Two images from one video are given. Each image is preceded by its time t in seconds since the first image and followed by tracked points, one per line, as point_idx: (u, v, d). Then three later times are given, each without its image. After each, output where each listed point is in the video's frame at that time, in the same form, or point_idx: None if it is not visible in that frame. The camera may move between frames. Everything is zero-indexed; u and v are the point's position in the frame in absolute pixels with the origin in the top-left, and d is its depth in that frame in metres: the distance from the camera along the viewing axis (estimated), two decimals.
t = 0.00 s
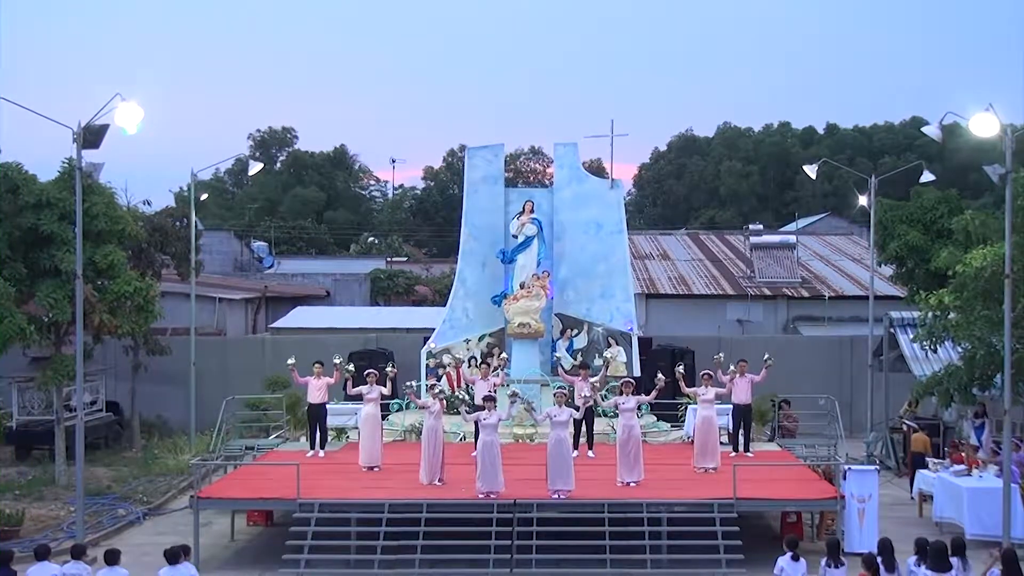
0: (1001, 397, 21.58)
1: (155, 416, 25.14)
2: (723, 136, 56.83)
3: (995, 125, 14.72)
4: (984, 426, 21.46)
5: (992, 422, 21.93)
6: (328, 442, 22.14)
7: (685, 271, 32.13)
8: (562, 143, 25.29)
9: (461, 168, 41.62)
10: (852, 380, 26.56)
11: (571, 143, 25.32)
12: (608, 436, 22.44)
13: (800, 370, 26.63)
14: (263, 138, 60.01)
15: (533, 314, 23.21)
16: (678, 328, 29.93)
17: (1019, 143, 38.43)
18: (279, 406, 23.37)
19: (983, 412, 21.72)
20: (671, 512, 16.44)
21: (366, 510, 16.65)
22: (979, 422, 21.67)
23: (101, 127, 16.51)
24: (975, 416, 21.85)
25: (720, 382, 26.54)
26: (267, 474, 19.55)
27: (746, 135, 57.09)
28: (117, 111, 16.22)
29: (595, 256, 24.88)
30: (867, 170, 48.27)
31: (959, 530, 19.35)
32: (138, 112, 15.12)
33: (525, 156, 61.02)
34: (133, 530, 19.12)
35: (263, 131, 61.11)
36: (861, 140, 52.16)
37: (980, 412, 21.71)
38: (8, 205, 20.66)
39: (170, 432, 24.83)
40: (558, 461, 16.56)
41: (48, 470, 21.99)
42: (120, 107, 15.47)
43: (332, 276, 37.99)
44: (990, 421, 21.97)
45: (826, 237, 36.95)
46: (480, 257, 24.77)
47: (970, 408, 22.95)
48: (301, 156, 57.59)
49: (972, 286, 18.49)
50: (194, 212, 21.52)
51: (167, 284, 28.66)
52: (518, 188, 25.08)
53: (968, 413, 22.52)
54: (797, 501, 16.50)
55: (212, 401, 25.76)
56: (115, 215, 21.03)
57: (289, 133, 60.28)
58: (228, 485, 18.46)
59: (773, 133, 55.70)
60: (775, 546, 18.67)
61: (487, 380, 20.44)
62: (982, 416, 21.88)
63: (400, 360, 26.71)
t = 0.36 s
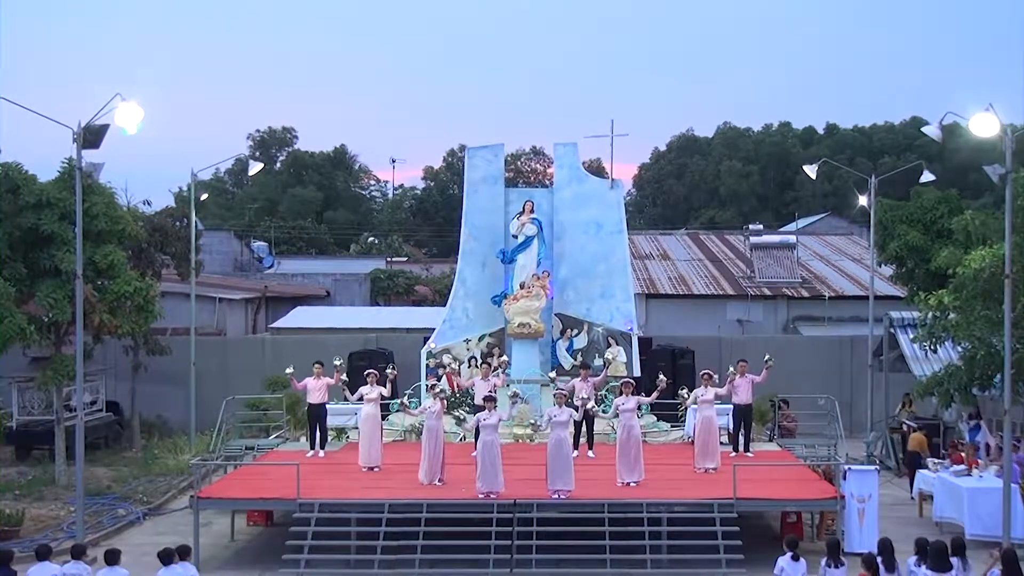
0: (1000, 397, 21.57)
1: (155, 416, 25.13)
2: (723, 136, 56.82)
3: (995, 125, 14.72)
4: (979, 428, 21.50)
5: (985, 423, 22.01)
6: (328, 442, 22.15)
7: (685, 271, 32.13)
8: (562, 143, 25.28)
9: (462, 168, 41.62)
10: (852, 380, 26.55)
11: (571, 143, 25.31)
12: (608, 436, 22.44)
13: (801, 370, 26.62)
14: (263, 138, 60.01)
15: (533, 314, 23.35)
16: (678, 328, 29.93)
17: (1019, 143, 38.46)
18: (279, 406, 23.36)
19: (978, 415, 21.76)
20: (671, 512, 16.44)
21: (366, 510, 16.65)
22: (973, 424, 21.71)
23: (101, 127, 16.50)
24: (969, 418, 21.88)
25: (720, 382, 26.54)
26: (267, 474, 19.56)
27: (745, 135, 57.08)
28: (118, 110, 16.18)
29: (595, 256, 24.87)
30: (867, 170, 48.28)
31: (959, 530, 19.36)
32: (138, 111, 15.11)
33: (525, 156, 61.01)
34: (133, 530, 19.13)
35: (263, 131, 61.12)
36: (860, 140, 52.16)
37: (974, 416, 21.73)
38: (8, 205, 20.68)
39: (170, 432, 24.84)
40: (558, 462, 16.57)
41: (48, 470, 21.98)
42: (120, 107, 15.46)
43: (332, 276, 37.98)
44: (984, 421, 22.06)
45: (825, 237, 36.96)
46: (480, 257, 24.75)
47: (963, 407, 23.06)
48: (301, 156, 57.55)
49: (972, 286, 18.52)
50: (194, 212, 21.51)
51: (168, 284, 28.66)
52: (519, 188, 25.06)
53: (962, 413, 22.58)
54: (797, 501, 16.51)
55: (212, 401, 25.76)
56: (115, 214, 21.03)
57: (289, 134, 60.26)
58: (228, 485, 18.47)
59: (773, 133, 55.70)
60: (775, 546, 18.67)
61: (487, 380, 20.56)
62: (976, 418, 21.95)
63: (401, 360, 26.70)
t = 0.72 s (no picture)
0: (1000, 397, 21.58)
1: (155, 416, 25.13)
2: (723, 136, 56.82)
3: (995, 125, 14.72)
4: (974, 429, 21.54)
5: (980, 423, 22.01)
6: (329, 442, 22.19)
7: (685, 271, 32.14)
8: (562, 143, 25.26)
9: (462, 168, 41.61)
10: (852, 380, 26.55)
11: (571, 143, 25.29)
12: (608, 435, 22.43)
13: (801, 370, 26.61)
14: (263, 138, 60.02)
15: (533, 314, 23.39)
16: (678, 328, 29.94)
17: (1020, 143, 38.46)
18: (279, 406, 23.33)
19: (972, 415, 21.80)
20: (671, 512, 16.45)
21: (366, 510, 16.66)
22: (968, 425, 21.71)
23: (102, 126, 16.50)
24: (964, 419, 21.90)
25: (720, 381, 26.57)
26: (267, 474, 19.58)
27: (745, 135, 57.08)
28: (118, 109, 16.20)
29: (594, 255, 24.87)
30: (867, 170, 48.29)
31: (959, 529, 19.38)
32: (138, 111, 15.10)
33: (526, 157, 61.03)
34: (133, 530, 19.15)
35: (263, 132, 61.14)
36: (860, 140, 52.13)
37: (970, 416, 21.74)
38: (8, 205, 20.68)
39: (170, 431, 24.83)
40: (558, 461, 16.59)
41: (49, 470, 21.98)
42: (120, 107, 15.46)
43: (332, 276, 37.98)
44: (979, 421, 22.10)
45: (825, 237, 36.97)
46: (480, 256, 24.76)
47: (958, 406, 22.94)
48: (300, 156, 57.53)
49: (971, 287, 18.60)
50: (194, 213, 21.51)
51: (168, 284, 28.67)
52: (519, 188, 25.05)
53: (957, 412, 22.59)
54: (797, 501, 16.51)
55: (212, 401, 25.76)
56: (115, 214, 21.02)
57: (289, 134, 60.25)
58: (228, 485, 18.48)
59: (773, 133, 55.70)
60: (775, 545, 18.70)
61: (487, 380, 20.44)
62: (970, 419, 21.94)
63: (401, 360, 26.70)
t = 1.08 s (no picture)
0: (999, 397, 21.57)
1: (155, 416, 25.13)
2: (723, 136, 56.80)
3: (996, 125, 14.73)
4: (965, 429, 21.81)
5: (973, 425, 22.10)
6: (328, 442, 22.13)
7: (685, 271, 32.15)
8: (562, 143, 25.25)
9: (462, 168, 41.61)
10: (852, 380, 26.54)
11: (571, 143, 25.27)
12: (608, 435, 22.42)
13: (801, 371, 26.60)
14: (263, 138, 60.01)
15: (533, 314, 23.41)
16: (678, 328, 29.93)
17: (1020, 142, 38.49)
18: (279, 406, 23.22)
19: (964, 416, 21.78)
20: (670, 512, 16.46)
21: (366, 510, 16.68)
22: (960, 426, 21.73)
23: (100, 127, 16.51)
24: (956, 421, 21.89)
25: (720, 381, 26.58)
26: (267, 474, 19.61)
27: (745, 135, 57.06)
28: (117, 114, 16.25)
29: (594, 255, 24.86)
30: (867, 170, 48.29)
31: (959, 529, 19.40)
32: (136, 110, 15.10)
33: (527, 158, 61.00)
34: (133, 530, 19.17)
35: (263, 132, 61.14)
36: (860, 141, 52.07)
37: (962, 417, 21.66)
38: (8, 205, 20.70)
39: (170, 432, 24.82)
40: (559, 461, 16.62)
41: (49, 470, 21.97)
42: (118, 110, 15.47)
43: (332, 276, 37.90)
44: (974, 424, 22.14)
45: (825, 237, 36.97)
46: (480, 256, 24.75)
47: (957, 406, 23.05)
48: (299, 155, 57.56)
49: (971, 287, 18.62)
50: (195, 212, 21.50)
51: (168, 283, 28.67)
52: (519, 188, 25.04)
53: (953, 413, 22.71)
54: (796, 501, 16.53)
55: (212, 401, 25.75)
56: (115, 214, 21.01)
57: (289, 134, 60.22)
58: (228, 485, 18.49)
59: (774, 132, 55.72)
60: (774, 545, 18.75)
61: (488, 380, 20.23)
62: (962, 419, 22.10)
63: (401, 360, 26.70)
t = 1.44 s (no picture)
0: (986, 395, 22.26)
1: (166, 413, 25.79)
2: (720, 139, 57.44)
3: (981, 130, 15.42)
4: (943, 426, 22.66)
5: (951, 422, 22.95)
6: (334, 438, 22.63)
7: (681, 271, 32.80)
8: (562, 147, 25.89)
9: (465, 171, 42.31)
10: (843, 378, 27.17)
11: (570, 147, 25.92)
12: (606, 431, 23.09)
13: (793, 368, 27.25)
14: (269, 142, 60.61)
15: (533, 313, 24.00)
16: (673, 328, 30.57)
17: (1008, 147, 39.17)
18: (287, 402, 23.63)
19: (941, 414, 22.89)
20: (666, 506, 17.20)
21: (370, 503, 17.39)
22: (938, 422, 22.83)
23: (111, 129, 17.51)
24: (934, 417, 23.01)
25: (716, 379, 27.24)
26: (275, 468, 20.31)
27: (739, 139, 57.75)
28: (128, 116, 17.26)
29: (593, 256, 25.52)
30: (855, 173, 48.81)
31: (946, 522, 20.10)
32: (146, 115, 16.31)
33: (529, 161, 61.60)
34: (145, 523, 19.85)
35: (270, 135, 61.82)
36: (850, 144, 52.67)
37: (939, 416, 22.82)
38: (23, 208, 21.37)
39: (181, 427, 25.47)
40: (558, 456, 17.37)
41: (63, 465, 22.63)
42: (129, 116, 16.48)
43: (338, 276, 38.39)
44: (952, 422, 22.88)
45: (817, 239, 37.61)
46: (482, 257, 25.38)
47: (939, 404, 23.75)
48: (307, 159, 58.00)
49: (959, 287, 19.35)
50: (204, 214, 22.16)
51: (179, 284, 29.35)
52: (519, 191, 25.70)
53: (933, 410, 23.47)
54: (788, 496, 17.26)
55: (221, 398, 26.41)
56: (126, 216, 21.63)
57: (297, 138, 60.81)
58: (237, 480, 19.18)
59: (767, 137, 56.28)
60: (769, 537, 19.57)
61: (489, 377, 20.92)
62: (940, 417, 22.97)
63: (405, 358, 27.35)
